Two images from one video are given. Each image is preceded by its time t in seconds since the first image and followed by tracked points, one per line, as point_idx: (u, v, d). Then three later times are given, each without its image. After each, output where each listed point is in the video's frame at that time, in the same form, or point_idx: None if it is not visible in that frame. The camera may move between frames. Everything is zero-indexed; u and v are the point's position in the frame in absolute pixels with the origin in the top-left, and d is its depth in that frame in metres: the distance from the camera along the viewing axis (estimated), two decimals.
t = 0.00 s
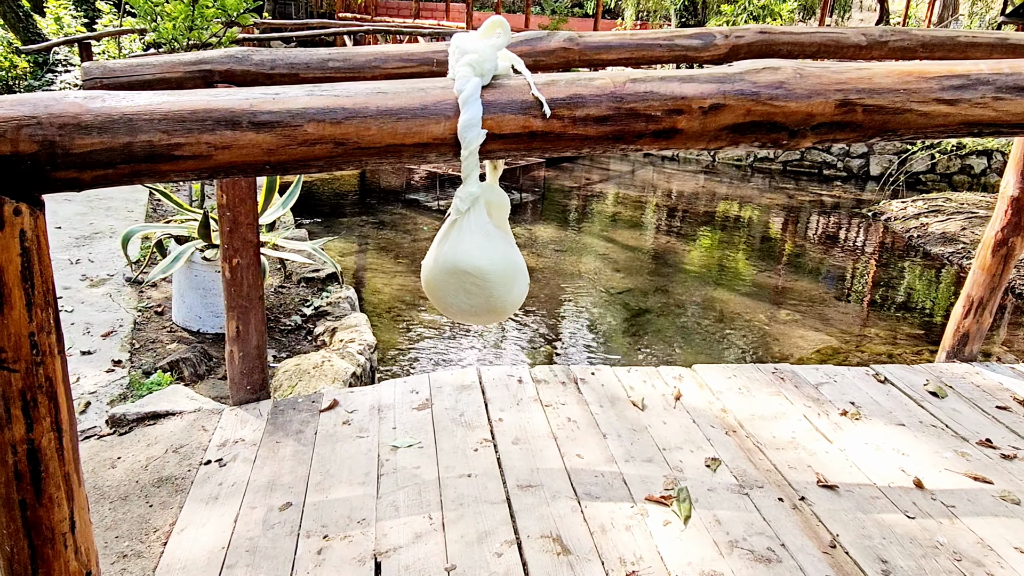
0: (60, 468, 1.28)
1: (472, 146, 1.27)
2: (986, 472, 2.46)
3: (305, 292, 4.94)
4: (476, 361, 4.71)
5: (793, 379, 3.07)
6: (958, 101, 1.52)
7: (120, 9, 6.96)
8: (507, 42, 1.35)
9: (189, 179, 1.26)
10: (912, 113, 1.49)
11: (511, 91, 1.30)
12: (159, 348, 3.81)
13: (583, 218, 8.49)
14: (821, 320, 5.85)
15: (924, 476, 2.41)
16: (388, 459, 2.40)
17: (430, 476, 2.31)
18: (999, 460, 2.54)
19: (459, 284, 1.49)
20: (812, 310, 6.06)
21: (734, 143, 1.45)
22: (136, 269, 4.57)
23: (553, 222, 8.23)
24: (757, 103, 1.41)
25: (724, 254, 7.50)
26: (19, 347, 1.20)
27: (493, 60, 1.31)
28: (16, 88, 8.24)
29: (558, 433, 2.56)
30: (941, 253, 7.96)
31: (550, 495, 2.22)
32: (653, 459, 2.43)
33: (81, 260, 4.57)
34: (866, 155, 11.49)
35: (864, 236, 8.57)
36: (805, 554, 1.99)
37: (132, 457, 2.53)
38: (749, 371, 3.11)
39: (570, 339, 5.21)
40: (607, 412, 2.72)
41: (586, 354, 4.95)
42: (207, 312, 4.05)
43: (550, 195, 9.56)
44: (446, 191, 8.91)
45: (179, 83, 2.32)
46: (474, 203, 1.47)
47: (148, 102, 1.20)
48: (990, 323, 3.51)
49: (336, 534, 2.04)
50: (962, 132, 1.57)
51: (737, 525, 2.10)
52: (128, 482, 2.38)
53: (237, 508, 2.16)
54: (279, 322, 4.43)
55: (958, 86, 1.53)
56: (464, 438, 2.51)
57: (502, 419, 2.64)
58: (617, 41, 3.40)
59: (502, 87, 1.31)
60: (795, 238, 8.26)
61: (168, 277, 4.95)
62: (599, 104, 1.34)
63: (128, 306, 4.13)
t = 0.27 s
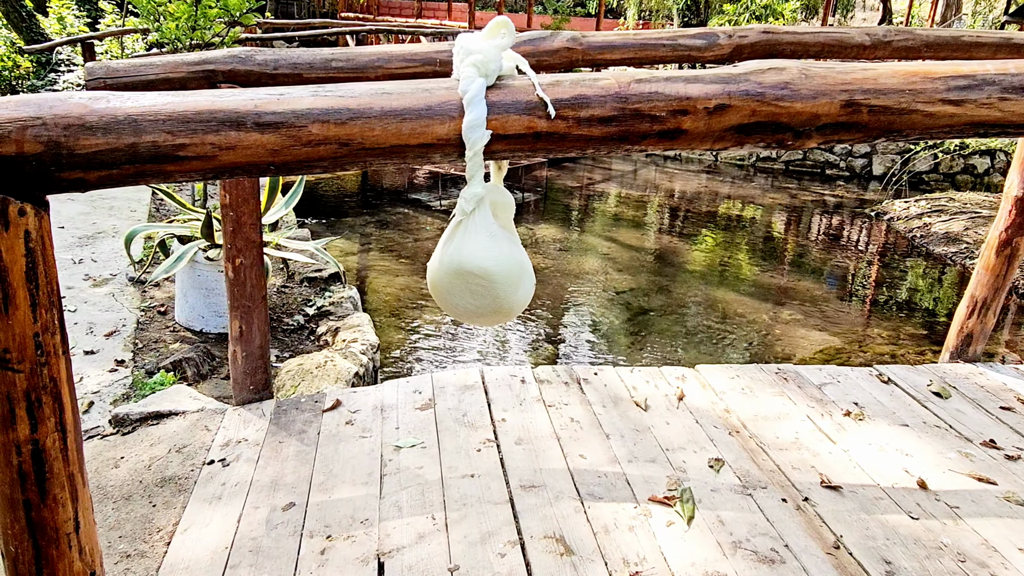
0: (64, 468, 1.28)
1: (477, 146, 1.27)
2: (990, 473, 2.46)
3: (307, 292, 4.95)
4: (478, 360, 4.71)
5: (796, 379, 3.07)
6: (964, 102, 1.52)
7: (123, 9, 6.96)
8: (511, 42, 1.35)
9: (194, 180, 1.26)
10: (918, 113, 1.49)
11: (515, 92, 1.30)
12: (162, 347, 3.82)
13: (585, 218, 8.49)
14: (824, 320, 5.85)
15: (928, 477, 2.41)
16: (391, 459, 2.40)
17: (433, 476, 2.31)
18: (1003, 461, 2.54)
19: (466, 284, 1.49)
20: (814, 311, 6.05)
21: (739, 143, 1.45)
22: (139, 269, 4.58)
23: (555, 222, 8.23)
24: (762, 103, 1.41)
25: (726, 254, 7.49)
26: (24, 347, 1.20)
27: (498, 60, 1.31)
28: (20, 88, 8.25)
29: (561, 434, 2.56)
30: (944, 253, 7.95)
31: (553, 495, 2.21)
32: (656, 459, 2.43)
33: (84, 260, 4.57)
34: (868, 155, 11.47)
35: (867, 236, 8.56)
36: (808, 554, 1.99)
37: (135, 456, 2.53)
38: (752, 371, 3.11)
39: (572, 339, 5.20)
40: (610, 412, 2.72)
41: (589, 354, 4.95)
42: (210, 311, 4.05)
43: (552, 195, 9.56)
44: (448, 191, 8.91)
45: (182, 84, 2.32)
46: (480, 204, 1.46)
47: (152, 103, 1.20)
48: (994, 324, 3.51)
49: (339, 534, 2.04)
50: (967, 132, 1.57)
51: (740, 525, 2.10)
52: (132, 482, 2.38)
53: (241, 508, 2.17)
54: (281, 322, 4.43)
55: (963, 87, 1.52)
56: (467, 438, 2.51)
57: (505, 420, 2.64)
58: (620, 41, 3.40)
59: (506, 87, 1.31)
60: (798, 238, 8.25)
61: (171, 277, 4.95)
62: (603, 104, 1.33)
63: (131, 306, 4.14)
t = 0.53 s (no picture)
0: (66, 467, 1.28)
1: (479, 143, 1.27)
2: (994, 472, 2.45)
3: (310, 291, 4.94)
4: (480, 360, 4.71)
5: (799, 379, 3.06)
6: (968, 99, 1.51)
7: (125, 9, 6.96)
8: (514, 39, 1.35)
9: (196, 177, 1.26)
10: (922, 111, 1.48)
11: (518, 89, 1.30)
12: (164, 347, 3.82)
13: (587, 217, 8.48)
14: (827, 320, 5.84)
15: (932, 477, 2.40)
16: (393, 459, 2.40)
17: (436, 475, 2.30)
18: (1007, 460, 2.53)
19: (467, 282, 1.48)
20: (817, 310, 6.04)
21: (743, 141, 1.44)
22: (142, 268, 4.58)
23: (558, 221, 8.22)
24: (766, 101, 1.40)
25: (729, 253, 7.47)
26: (26, 345, 1.20)
27: (501, 58, 1.31)
28: (22, 88, 8.25)
29: (564, 433, 2.55)
30: (946, 252, 7.93)
31: (555, 494, 2.21)
32: (659, 459, 2.42)
33: (86, 260, 4.57)
34: (871, 154, 11.46)
35: (869, 236, 8.54)
36: (811, 554, 1.98)
37: (138, 455, 2.53)
38: (755, 370, 3.10)
39: (574, 338, 5.20)
40: (612, 412, 2.71)
41: (591, 353, 4.95)
42: (212, 311, 4.05)
43: (554, 194, 9.55)
44: (450, 191, 8.91)
45: (184, 82, 2.32)
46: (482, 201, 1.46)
47: (154, 100, 1.20)
48: (997, 323, 3.50)
49: (342, 533, 2.04)
50: (972, 130, 1.56)
51: (743, 525, 2.10)
52: (134, 481, 2.38)
53: (243, 507, 2.16)
54: (284, 321, 4.43)
55: (968, 84, 1.51)
56: (469, 437, 2.51)
57: (508, 419, 2.63)
58: (623, 40, 3.39)
59: (509, 85, 1.31)
60: (800, 238, 8.24)
61: (174, 276, 4.95)
62: (606, 102, 1.33)
63: (133, 305, 4.13)
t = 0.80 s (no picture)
0: (67, 467, 1.28)
1: (480, 143, 1.26)
2: (997, 473, 2.44)
3: (311, 291, 4.94)
4: (482, 360, 4.71)
5: (801, 379, 3.06)
6: (971, 98, 1.50)
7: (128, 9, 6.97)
8: (515, 39, 1.34)
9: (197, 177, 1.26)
10: (925, 110, 1.47)
11: (519, 89, 1.30)
12: (166, 347, 3.82)
13: (589, 217, 8.47)
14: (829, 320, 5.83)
15: (934, 477, 2.40)
16: (395, 459, 2.39)
17: (437, 475, 2.30)
18: (1010, 461, 2.52)
19: (469, 282, 1.48)
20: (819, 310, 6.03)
21: (745, 141, 1.44)
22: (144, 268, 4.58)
23: (559, 221, 8.21)
24: (768, 100, 1.40)
25: (731, 253, 7.47)
26: (27, 345, 1.20)
27: (502, 57, 1.30)
28: (25, 87, 8.26)
29: (565, 433, 2.55)
30: (949, 252, 7.92)
31: (557, 495, 2.21)
32: (660, 459, 2.42)
33: (88, 260, 4.58)
34: (873, 154, 11.44)
35: (872, 235, 8.53)
36: (814, 555, 1.98)
37: (139, 455, 2.53)
38: (757, 370, 3.10)
39: (576, 338, 5.20)
40: (614, 412, 2.71)
41: (592, 353, 4.94)
42: (214, 310, 4.05)
43: (556, 194, 9.54)
44: (452, 191, 8.91)
45: (186, 82, 2.32)
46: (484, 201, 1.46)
47: (155, 100, 1.20)
48: (1000, 323, 3.49)
49: (343, 533, 2.04)
50: (975, 130, 1.55)
51: (745, 526, 2.09)
52: (135, 480, 2.38)
53: (244, 507, 2.16)
54: (286, 321, 4.43)
55: (971, 83, 1.51)
56: (471, 437, 2.51)
57: (509, 419, 2.63)
58: (625, 40, 3.39)
59: (510, 84, 1.30)
60: (802, 238, 8.23)
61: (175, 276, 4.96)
62: (608, 101, 1.33)
63: (135, 305, 4.13)
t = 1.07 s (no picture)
0: (69, 466, 1.28)
1: (483, 143, 1.26)
2: (1000, 473, 2.44)
3: (313, 291, 4.95)
4: (484, 360, 4.71)
5: (803, 379, 3.05)
6: (975, 97, 1.49)
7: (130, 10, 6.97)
8: (517, 38, 1.34)
9: (199, 176, 1.26)
10: (928, 109, 1.47)
11: (522, 88, 1.30)
12: (168, 347, 3.82)
13: (591, 217, 8.47)
14: (831, 320, 5.82)
15: (937, 478, 2.39)
16: (397, 459, 2.39)
17: (439, 475, 2.30)
18: (1013, 461, 2.51)
19: (471, 281, 1.48)
20: (821, 310, 6.02)
21: (748, 140, 1.44)
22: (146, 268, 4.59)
23: (561, 222, 8.21)
24: (771, 99, 1.40)
25: (733, 253, 7.46)
26: (29, 344, 1.20)
27: (504, 56, 1.30)
28: (27, 88, 8.27)
29: (567, 433, 2.55)
30: (952, 253, 7.90)
31: (559, 495, 2.21)
32: (662, 459, 2.41)
33: (91, 260, 4.58)
34: (876, 154, 11.43)
35: (874, 236, 8.52)
36: (816, 555, 1.97)
37: (142, 454, 2.53)
38: (760, 371, 3.10)
39: (578, 338, 5.19)
40: (616, 412, 2.71)
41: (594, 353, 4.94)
42: (217, 310, 4.06)
43: (558, 194, 9.54)
44: (454, 191, 8.90)
45: (188, 82, 2.32)
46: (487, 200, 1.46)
47: (157, 99, 1.20)
48: (1004, 323, 3.48)
49: (345, 532, 2.04)
50: (979, 129, 1.55)
51: (748, 526, 2.09)
52: (138, 480, 2.38)
53: (246, 507, 2.16)
54: (288, 321, 4.44)
55: (975, 82, 1.50)
56: (473, 437, 2.51)
57: (511, 419, 2.63)
58: (627, 40, 3.38)
59: (512, 84, 1.30)
60: (804, 238, 8.22)
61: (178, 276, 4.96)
62: (610, 101, 1.32)
63: (138, 305, 4.14)
